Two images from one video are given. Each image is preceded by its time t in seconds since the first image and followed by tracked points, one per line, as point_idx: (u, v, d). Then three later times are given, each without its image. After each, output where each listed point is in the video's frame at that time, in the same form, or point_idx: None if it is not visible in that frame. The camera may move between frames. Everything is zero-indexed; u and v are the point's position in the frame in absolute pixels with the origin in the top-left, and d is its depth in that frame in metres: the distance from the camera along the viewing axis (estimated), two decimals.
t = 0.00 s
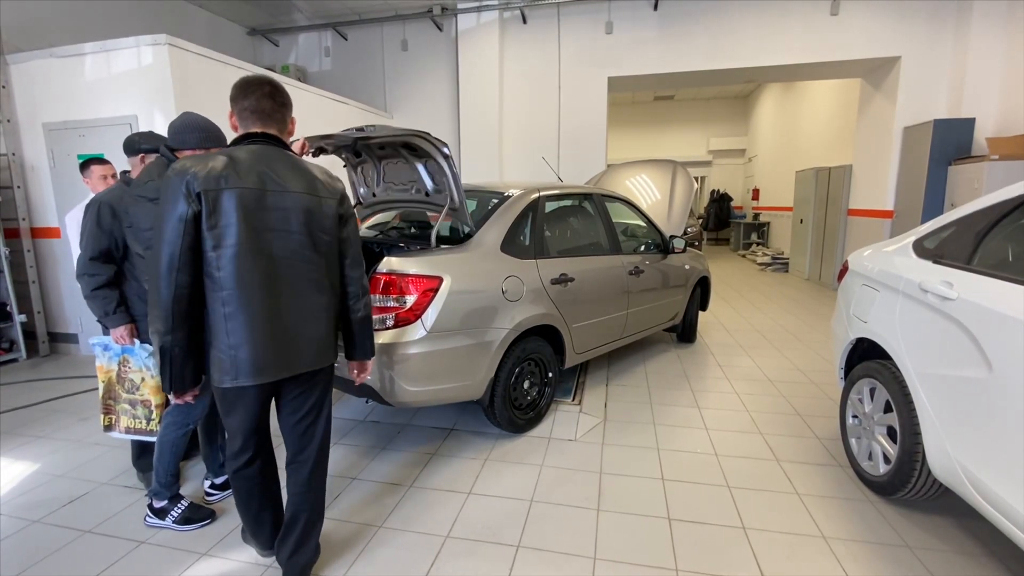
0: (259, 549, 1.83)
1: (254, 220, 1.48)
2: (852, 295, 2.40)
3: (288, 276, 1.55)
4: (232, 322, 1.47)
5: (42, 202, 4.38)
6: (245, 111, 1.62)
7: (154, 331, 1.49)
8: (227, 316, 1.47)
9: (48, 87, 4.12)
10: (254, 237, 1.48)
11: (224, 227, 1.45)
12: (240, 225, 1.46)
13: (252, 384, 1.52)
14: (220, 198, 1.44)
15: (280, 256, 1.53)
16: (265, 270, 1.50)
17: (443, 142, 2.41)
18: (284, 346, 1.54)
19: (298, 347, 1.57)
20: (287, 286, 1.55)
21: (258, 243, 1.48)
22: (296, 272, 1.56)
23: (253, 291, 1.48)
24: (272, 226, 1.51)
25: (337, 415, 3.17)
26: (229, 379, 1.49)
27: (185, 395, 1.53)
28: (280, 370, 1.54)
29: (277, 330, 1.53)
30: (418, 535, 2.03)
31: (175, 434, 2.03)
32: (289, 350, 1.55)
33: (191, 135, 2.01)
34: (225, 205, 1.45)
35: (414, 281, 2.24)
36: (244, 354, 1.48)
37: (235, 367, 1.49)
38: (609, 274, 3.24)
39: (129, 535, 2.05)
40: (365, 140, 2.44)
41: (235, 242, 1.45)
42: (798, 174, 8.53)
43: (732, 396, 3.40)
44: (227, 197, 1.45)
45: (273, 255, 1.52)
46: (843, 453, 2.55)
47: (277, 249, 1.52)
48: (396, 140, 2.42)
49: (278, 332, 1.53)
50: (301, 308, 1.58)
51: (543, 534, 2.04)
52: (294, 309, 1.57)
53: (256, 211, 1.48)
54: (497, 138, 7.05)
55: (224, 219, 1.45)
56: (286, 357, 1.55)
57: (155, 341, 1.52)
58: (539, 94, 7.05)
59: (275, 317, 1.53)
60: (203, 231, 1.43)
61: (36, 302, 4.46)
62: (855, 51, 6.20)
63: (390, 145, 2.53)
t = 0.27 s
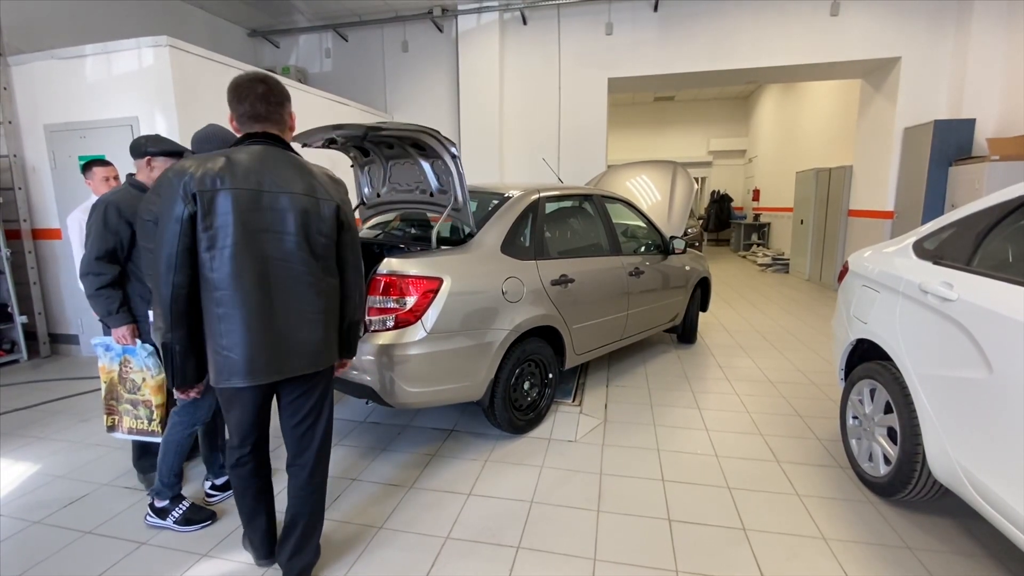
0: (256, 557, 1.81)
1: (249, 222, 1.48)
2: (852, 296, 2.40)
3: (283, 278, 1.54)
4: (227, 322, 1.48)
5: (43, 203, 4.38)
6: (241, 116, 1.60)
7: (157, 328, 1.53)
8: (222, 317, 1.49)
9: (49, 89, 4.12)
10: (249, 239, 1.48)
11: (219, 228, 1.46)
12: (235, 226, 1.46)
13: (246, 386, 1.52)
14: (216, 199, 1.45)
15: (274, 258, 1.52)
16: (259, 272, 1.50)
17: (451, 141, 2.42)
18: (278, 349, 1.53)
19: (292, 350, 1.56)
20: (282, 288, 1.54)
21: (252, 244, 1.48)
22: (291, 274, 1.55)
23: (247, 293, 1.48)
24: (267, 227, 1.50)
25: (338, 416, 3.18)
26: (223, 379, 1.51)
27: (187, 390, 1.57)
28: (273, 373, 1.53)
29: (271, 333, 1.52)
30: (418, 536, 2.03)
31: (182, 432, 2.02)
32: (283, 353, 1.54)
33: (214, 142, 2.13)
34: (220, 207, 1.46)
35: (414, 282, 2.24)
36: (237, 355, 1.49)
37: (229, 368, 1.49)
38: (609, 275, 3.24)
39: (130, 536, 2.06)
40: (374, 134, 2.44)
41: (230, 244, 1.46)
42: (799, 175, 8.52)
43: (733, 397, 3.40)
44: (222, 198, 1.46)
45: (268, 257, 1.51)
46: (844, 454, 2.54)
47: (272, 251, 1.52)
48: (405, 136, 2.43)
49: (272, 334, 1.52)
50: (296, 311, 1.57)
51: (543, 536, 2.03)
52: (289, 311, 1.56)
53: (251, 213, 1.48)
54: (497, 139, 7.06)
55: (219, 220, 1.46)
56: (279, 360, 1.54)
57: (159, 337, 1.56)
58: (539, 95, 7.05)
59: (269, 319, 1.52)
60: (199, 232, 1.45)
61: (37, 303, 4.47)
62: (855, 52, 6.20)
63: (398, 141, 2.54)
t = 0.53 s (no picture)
0: None
1: (243, 223, 1.47)
2: (853, 297, 2.40)
3: (279, 279, 1.54)
4: (223, 325, 1.48)
5: (46, 205, 4.40)
6: (233, 112, 1.61)
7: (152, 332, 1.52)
8: (218, 319, 1.48)
9: (51, 91, 4.14)
10: (243, 241, 1.47)
11: (212, 230, 1.46)
12: (229, 228, 1.46)
13: (242, 389, 1.52)
14: (208, 201, 1.44)
15: (269, 260, 1.52)
16: (255, 274, 1.50)
17: (451, 143, 2.43)
18: (274, 351, 1.53)
19: (289, 352, 1.56)
20: (278, 290, 1.54)
21: (246, 246, 1.48)
22: (287, 275, 1.55)
23: (241, 296, 1.47)
24: (261, 229, 1.50)
25: (338, 417, 3.18)
26: (220, 383, 1.50)
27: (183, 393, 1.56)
28: (270, 375, 1.53)
29: (268, 334, 1.52)
30: (419, 537, 2.04)
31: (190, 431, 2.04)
32: (280, 354, 1.54)
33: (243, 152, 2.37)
34: (213, 209, 1.45)
35: (415, 283, 2.25)
36: (233, 358, 1.48)
37: (224, 371, 1.49)
38: (610, 276, 3.24)
39: (132, 537, 2.06)
40: (373, 136, 2.45)
41: (224, 246, 1.46)
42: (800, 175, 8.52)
43: (734, 399, 3.40)
44: (215, 200, 1.45)
45: (263, 258, 1.51)
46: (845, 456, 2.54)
47: (267, 253, 1.51)
48: (404, 139, 2.44)
49: (268, 336, 1.52)
50: (292, 312, 1.57)
51: (544, 537, 2.04)
52: (285, 312, 1.56)
53: (245, 214, 1.48)
54: (498, 141, 7.07)
55: (212, 223, 1.46)
56: (276, 362, 1.53)
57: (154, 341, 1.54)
58: (540, 96, 7.06)
59: (265, 321, 1.52)
60: (193, 235, 1.44)
61: (40, 305, 4.48)
62: (856, 53, 6.20)
63: (397, 143, 2.54)
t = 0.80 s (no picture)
0: None
1: (222, 226, 1.45)
2: (852, 298, 2.40)
3: (260, 281, 1.52)
4: (204, 331, 1.44)
5: (48, 207, 4.41)
6: (211, 109, 1.60)
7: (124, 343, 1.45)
8: (199, 325, 1.44)
9: (53, 93, 4.16)
10: (223, 244, 1.45)
11: (191, 233, 1.42)
12: (208, 231, 1.42)
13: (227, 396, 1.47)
14: (186, 204, 1.41)
15: (250, 262, 1.50)
16: (236, 277, 1.47)
17: (452, 145, 2.43)
18: (259, 354, 1.51)
19: (273, 355, 1.54)
20: (260, 292, 1.52)
21: (227, 249, 1.45)
22: (269, 277, 1.53)
23: (223, 300, 1.44)
24: (242, 231, 1.48)
25: (337, 418, 3.18)
26: (203, 392, 1.44)
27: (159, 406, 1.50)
28: (256, 380, 1.50)
29: (252, 337, 1.50)
30: (418, 539, 2.04)
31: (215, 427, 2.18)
32: (264, 357, 1.52)
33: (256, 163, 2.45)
34: (191, 212, 1.41)
35: (414, 285, 2.25)
36: (217, 365, 1.44)
37: (208, 379, 1.44)
38: (610, 277, 3.24)
39: (131, 538, 2.07)
40: (374, 137, 2.45)
41: (204, 249, 1.42)
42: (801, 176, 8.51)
43: (734, 400, 3.39)
44: (193, 202, 1.42)
45: (244, 261, 1.49)
46: (845, 458, 2.53)
47: (247, 255, 1.49)
48: (404, 140, 2.44)
49: (253, 339, 1.50)
50: (275, 314, 1.55)
51: (542, 539, 2.03)
52: (268, 315, 1.54)
53: (225, 216, 1.45)
54: (499, 143, 7.08)
55: (190, 226, 1.42)
56: (262, 366, 1.51)
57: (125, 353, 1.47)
58: (541, 98, 7.07)
59: (248, 324, 1.49)
60: (170, 239, 1.40)
61: (42, 306, 4.49)
62: (857, 54, 6.19)
63: (398, 144, 2.55)
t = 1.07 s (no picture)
0: None
1: (184, 228, 1.40)
2: (852, 300, 2.38)
3: (226, 287, 1.47)
4: (165, 338, 1.40)
5: (50, 209, 4.44)
6: (172, 107, 1.55)
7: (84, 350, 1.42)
8: (159, 332, 1.40)
9: (55, 96, 4.18)
10: (185, 248, 1.40)
11: (152, 237, 1.38)
12: (168, 235, 1.38)
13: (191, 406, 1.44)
14: (146, 206, 1.36)
15: (215, 266, 1.45)
16: (200, 282, 1.42)
17: (450, 147, 2.43)
18: (224, 362, 1.47)
19: (239, 362, 1.50)
20: (225, 298, 1.47)
21: (190, 253, 1.40)
22: (235, 282, 1.48)
23: (184, 307, 1.40)
24: (206, 234, 1.43)
25: (336, 420, 3.18)
26: (165, 401, 1.41)
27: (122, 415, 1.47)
28: (220, 389, 1.46)
29: (216, 345, 1.46)
30: (415, 541, 2.04)
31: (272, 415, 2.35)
32: (229, 366, 1.48)
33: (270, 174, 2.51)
34: (150, 214, 1.37)
35: (412, 287, 2.25)
36: (179, 374, 1.40)
37: (170, 388, 1.41)
38: (609, 279, 3.23)
39: (130, 539, 2.07)
40: (372, 139, 2.46)
41: (164, 254, 1.38)
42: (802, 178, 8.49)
43: (733, 403, 3.38)
44: (152, 204, 1.37)
45: (208, 266, 1.44)
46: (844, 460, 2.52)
47: (212, 259, 1.45)
48: (403, 142, 2.45)
49: (218, 347, 1.46)
50: (242, 320, 1.51)
51: (540, 541, 2.03)
52: (234, 321, 1.49)
53: (187, 219, 1.40)
54: (499, 144, 7.09)
55: (149, 229, 1.38)
56: (228, 374, 1.48)
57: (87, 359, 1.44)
58: (541, 100, 7.07)
59: (213, 331, 1.45)
60: (128, 243, 1.36)
61: (44, 308, 4.52)
62: (857, 55, 6.18)
63: (397, 146, 2.55)
